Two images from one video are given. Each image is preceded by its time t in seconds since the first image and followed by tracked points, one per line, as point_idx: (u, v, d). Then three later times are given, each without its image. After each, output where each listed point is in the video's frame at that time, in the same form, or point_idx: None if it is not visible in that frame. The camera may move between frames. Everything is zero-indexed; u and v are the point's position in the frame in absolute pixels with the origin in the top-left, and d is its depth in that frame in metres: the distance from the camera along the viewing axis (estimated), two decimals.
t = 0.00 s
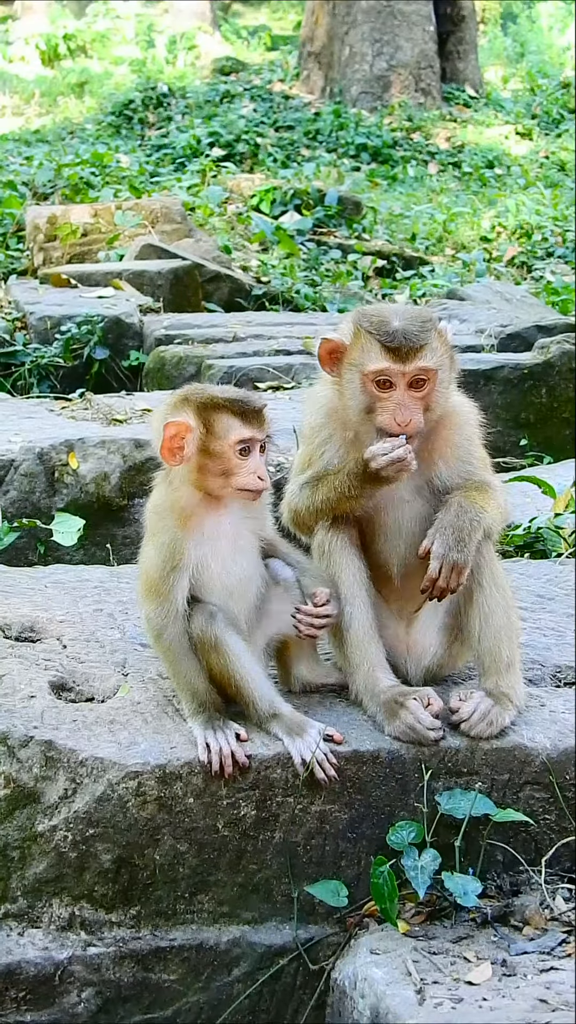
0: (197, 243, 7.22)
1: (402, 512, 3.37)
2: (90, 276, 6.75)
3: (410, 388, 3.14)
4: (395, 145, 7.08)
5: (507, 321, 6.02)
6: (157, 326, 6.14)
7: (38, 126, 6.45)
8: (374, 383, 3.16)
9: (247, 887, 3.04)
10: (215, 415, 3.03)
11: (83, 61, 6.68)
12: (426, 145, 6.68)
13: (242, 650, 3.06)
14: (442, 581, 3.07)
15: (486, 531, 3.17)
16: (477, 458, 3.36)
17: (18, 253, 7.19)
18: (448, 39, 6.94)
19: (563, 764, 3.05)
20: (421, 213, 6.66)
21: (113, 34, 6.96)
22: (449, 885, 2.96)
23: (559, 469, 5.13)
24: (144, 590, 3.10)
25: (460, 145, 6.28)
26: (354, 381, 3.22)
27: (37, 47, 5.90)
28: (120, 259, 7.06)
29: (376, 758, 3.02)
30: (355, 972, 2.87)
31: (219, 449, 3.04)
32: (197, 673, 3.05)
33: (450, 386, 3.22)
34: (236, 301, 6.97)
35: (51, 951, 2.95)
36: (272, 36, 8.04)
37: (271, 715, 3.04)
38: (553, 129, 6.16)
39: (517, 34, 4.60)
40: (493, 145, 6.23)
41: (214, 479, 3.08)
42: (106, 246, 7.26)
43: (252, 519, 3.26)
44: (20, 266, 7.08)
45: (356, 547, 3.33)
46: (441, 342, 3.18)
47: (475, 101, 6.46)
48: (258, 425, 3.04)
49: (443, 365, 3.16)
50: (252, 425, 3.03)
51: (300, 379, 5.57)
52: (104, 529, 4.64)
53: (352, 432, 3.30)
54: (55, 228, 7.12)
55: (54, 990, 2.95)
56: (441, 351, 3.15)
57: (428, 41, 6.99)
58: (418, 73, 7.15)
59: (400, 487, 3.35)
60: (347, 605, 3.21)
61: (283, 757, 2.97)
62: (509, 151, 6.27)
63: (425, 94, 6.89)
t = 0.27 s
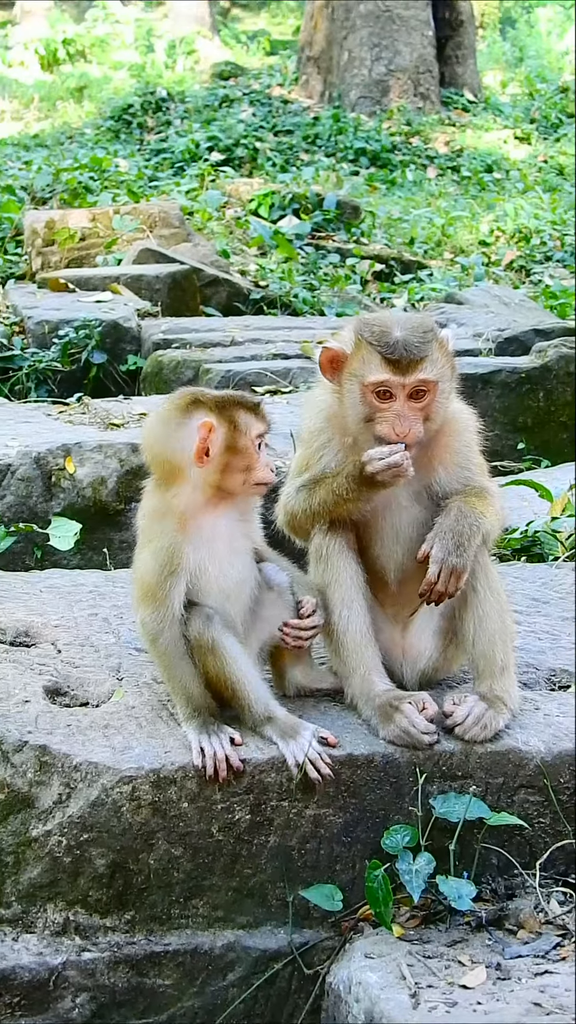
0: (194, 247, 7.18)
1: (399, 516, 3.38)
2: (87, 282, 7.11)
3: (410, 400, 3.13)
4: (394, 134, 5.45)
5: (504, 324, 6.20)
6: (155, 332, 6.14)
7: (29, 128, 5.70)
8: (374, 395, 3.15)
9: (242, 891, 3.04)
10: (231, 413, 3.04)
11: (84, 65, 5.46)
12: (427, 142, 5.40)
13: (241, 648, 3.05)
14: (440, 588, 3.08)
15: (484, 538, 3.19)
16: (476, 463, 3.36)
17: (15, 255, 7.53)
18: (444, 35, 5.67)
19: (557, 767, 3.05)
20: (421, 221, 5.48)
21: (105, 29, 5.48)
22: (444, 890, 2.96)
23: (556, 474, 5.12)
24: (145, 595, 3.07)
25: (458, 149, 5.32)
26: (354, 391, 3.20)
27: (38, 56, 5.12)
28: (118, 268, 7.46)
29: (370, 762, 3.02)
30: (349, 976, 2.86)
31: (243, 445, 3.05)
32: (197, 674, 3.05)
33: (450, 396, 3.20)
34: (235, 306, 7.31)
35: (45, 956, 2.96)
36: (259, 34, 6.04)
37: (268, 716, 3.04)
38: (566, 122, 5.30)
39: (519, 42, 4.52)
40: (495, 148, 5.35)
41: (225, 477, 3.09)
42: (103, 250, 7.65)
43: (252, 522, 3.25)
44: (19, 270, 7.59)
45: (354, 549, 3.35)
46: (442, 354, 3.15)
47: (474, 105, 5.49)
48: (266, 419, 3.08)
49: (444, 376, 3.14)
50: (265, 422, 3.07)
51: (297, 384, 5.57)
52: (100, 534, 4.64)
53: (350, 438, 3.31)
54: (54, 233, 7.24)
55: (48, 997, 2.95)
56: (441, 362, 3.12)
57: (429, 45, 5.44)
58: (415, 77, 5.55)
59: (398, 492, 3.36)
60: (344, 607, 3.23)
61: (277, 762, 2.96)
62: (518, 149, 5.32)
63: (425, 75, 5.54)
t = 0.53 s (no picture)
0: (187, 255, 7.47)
1: (393, 527, 3.39)
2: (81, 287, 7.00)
3: (406, 409, 3.12)
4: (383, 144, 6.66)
5: (498, 331, 6.28)
6: (147, 339, 6.13)
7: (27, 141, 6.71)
8: (370, 404, 3.15)
9: (235, 900, 3.04)
10: (226, 412, 3.10)
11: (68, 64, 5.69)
12: (418, 149, 5.48)
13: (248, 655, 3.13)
14: (435, 596, 3.09)
15: (480, 548, 3.19)
16: (472, 474, 3.36)
17: (7, 265, 7.58)
18: None
19: (550, 777, 3.05)
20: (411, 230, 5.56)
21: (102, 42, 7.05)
22: (436, 899, 2.96)
23: (548, 483, 5.13)
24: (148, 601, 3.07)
25: (450, 155, 5.32)
26: (350, 400, 3.21)
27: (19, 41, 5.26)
28: (110, 273, 7.22)
29: (363, 772, 3.02)
30: (342, 986, 2.86)
31: (238, 444, 3.11)
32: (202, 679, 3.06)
33: (447, 405, 3.21)
34: (226, 313, 7.29)
35: (38, 965, 2.97)
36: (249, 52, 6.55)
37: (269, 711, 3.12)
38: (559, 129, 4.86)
39: (509, 51, 4.47)
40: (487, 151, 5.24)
41: (224, 477, 3.14)
42: (96, 259, 7.55)
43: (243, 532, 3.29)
44: (12, 279, 7.47)
45: (348, 559, 3.37)
46: (439, 363, 3.15)
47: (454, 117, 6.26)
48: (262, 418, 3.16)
49: (441, 385, 3.14)
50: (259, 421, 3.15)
51: (290, 391, 5.58)
52: (93, 542, 4.64)
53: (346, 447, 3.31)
54: (46, 240, 7.44)
55: (41, 1004, 2.96)
56: (439, 371, 3.12)
57: (419, 52, 5.40)
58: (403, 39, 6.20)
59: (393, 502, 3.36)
60: (338, 616, 3.25)
61: (270, 771, 2.97)
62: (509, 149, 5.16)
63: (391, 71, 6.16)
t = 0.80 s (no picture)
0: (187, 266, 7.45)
1: (393, 539, 3.40)
2: (80, 300, 6.95)
3: (403, 418, 3.14)
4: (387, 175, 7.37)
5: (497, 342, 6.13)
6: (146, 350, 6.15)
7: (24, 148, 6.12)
8: (367, 414, 3.17)
9: (232, 911, 3.05)
10: (237, 412, 3.08)
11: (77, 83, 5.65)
12: (419, 161, 5.44)
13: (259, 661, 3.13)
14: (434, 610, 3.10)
15: (479, 561, 3.19)
16: (472, 485, 3.37)
17: (7, 275, 7.59)
18: None
19: (548, 790, 3.06)
20: (413, 239, 5.59)
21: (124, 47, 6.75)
22: (434, 911, 2.96)
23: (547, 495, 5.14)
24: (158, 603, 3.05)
25: (451, 168, 5.32)
26: (348, 411, 3.22)
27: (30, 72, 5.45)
28: (109, 285, 7.22)
29: (361, 783, 3.03)
30: (339, 998, 2.86)
31: (249, 443, 3.08)
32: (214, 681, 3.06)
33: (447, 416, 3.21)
34: (225, 325, 7.25)
35: (36, 975, 2.98)
36: (253, 56, 5.82)
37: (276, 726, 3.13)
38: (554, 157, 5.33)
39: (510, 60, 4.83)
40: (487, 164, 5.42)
41: (236, 476, 3.13)
42: (95, 270, 7.53)
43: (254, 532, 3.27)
44: (12, 290, 7.53)
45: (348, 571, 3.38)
46: (437, 373, 3.16)
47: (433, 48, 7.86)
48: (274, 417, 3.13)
49: (439, 394, 3.15)
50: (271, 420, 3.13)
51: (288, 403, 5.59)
52: (92, 552, 4.66)
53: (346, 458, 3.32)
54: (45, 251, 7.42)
55: (39, 1015, 2.98)
56: (436, 380, 3.14)
57: (420, 64, 5.38)
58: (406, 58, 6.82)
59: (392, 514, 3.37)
60: (339, 629, 3.27)
61: (268, 782, 2.97)
62: (508, 168, 5.48)
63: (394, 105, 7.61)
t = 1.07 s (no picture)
0: (189, 273, 7.48)
1: (395, 544, 3.40)
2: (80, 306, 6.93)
3: (390, 418, 3.13)
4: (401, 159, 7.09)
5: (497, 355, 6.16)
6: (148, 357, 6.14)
7: (25, 154, 5.71)
8: (356, 413, 3.17)
9: (233, 917, 3.05)
10: (238, 406, 3.10)
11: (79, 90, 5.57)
12: (421, 168, 4.82)
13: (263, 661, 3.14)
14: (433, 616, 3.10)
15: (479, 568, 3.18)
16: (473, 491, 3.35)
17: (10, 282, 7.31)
18: None
19: (550, 797, 3.05)
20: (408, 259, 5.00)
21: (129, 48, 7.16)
22: (434, 918, 2.96)
23: (548, 503, 5.13)
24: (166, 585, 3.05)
25: (453, 175, 4.76)
26: (341, 412, 3.23)
27: (32, 79, 5.23)
28: (111, 291, 7.21)
29: (362, 789, 3.02)
30: (339, 1003, 2.85)
31: (250, 437, 3.10)
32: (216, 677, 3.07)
33: (439, 419, 3.20)
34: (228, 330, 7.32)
35: (36, 979, 2.98)
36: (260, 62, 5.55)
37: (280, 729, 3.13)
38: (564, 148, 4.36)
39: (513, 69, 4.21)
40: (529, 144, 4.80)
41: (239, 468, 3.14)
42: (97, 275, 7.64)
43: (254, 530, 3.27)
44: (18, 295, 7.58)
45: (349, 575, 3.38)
46: (429, 374, 3.15)
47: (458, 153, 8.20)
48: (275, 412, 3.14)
49: (428, 394, 3.14)
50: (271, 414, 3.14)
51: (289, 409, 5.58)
52: (93, 557, 4.66)
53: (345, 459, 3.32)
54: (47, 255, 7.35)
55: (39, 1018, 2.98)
56: (425, 380, 3.12)
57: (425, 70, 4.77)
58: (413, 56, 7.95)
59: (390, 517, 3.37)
60: (341, 634, 3.26)
61: (269, 788, 2.97)
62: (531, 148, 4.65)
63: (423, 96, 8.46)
